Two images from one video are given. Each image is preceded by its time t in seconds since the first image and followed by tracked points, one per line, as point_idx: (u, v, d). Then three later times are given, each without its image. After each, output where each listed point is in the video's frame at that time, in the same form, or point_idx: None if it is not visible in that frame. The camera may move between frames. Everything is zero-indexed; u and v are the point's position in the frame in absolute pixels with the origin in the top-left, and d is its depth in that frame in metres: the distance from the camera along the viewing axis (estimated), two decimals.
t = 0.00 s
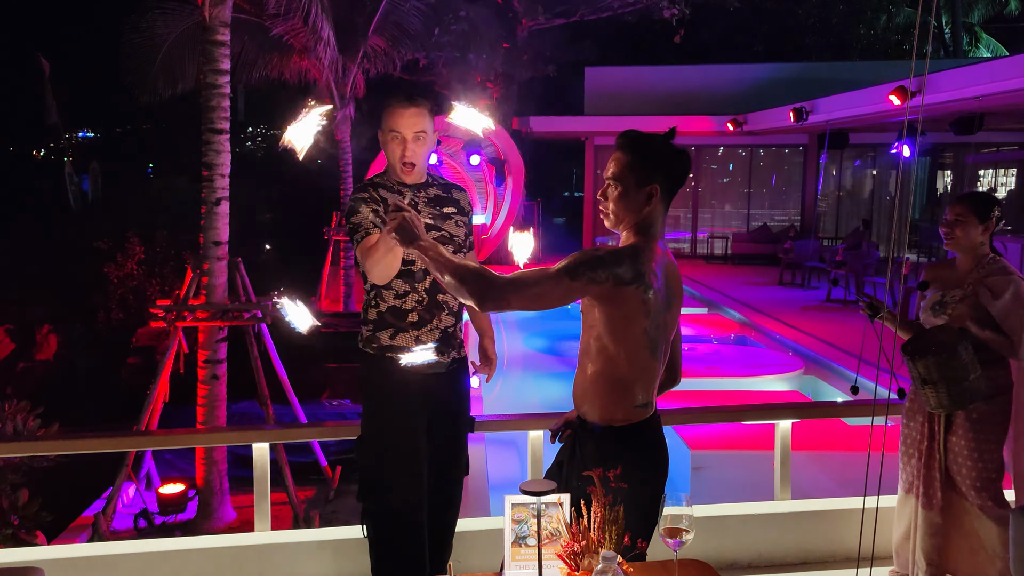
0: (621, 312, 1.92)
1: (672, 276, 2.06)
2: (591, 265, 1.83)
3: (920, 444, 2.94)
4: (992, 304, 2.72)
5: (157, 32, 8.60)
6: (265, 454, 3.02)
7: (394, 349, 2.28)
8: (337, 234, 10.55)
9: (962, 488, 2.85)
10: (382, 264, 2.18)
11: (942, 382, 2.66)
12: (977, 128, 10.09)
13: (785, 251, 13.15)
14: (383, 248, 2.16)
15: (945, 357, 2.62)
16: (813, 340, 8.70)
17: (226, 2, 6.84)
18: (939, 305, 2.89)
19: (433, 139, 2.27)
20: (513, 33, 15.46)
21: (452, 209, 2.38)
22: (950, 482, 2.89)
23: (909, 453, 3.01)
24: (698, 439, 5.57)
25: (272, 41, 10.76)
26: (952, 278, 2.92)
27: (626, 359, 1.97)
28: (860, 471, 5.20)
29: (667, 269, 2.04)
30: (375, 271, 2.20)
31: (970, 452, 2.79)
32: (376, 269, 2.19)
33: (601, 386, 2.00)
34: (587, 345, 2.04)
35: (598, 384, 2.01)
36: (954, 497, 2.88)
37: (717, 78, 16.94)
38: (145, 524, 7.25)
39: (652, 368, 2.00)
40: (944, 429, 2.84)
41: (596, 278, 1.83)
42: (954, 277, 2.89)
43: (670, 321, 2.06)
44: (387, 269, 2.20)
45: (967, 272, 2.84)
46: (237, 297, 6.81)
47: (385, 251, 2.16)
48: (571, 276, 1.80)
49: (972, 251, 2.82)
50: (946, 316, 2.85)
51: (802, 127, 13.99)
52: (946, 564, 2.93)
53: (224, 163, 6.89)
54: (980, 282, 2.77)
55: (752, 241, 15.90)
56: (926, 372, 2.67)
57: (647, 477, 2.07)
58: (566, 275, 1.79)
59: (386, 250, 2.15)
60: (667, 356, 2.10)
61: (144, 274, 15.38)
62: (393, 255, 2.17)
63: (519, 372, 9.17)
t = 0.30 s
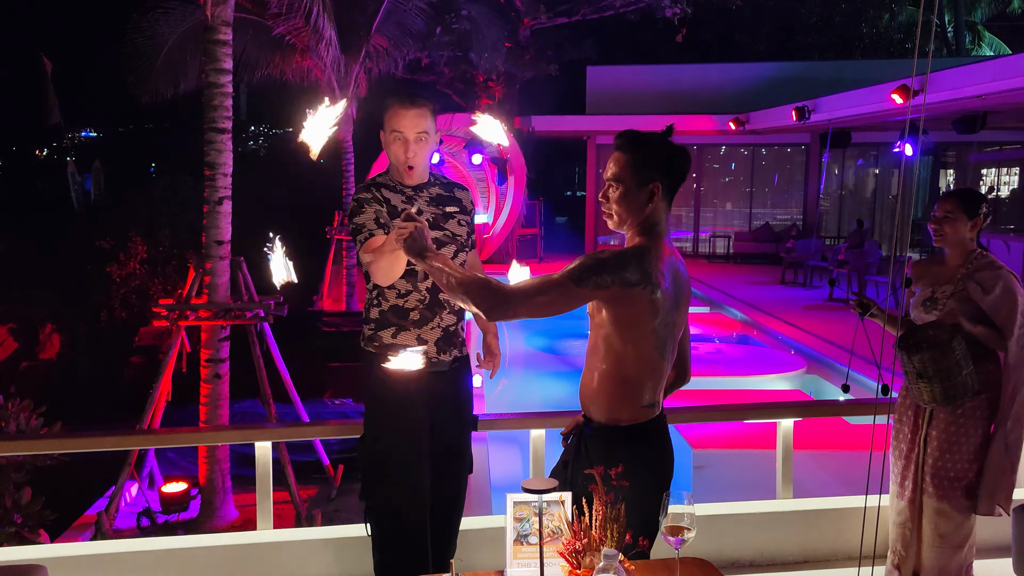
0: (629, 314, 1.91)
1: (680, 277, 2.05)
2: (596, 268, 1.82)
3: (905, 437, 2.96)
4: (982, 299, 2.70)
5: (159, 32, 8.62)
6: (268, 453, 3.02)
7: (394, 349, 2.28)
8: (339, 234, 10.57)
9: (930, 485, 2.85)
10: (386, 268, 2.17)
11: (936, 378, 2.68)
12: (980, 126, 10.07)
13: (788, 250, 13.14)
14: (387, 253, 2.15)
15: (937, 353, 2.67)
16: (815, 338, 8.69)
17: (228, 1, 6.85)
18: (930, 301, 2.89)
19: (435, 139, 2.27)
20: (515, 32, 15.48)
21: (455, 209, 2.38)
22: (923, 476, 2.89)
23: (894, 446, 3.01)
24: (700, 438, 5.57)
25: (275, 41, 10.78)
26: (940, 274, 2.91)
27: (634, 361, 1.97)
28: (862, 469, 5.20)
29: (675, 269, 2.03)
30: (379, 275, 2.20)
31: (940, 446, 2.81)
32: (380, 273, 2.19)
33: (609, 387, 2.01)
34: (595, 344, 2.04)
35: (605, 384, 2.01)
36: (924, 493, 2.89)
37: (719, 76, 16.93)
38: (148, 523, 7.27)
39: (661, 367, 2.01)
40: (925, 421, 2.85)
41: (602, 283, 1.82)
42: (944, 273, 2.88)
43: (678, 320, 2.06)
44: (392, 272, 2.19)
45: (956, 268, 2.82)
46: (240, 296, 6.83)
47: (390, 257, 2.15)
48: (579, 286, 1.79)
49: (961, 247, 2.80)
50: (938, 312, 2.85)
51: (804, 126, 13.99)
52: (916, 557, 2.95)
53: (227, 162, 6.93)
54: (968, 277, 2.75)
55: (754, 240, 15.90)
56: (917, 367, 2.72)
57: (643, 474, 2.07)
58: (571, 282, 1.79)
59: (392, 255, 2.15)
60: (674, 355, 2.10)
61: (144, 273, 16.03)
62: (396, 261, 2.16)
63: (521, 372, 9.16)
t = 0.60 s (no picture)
0: (638, 312, 1.92)
1: (688, 277, 2.06)
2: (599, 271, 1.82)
3: (905, 436, 2.95)
4: (981, 296, 2.70)
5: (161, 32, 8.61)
6: (270, 453, 3.02)
7: (396, 348, 2.29)
8: (340, 234, 10.56)
9: (929, 481, 2.86)
10: (389, 269, 2.17)
11: (937, 375, 2.67)
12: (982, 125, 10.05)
13: (789, 249, 13.12)
14: (390, 253, 2.15)
15: (937, 349, 2.65)
16: (816, 338, 8.69)
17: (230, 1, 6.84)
18: (928, 299, 2.89)
19: (436, 137, 2.27)
20: (516, 32, 15.48)
21: (456, 209, 2.38)
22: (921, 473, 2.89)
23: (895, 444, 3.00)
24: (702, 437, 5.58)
25: (276, 40, 10.77)
26: (943, 272, 2.89)
27: (642, 359, 1.97)
28: (864, 469, 5.20)
29: (682, 269, 2.04)
30: (383, 276, 2.20)
31: (944, 443, 2.81)
32: (383, 274, 2.19)
33: (617, 386, 1.99)
34: (603, 344, 2.04)
35: (615, 383, 2.00)
36: (924, 491, 2.89)
37: (720, 75, 16.90)
38: (150, 522, 7.27)
39: (670, 365, 2.01)
40: (926, 418, 2.84)
41: (609, 285, 1.83)
42: (946, 271, 2.86)
43: (687, 320, 2.06)
44: (395, 272, 2.19)
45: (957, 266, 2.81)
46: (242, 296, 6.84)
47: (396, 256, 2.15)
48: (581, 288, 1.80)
49: (961, 246, 2.80)
50: (937, 309, 2.85)
51: (805, 125, 13.97)
52: (915, 555, 2.93)
53: (229, 162, 6.93)
54: (967, 274, 2.75)
55: (756, 239, 15.89)
56: (915, 363, 2.70)
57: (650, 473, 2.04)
58: (579, 283, 1.80)
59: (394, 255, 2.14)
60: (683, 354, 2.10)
61: (148, 272, 15.74)
62: (400, 261, 2.16)
63: (522, 371, 9.15)
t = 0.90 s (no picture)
0: (657, 308, 1.93)
1: (708, 273, 2.06)
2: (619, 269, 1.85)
3: (909, 437, 2.95)
4: (985, 295, 2.71)
5: (161, 31, 8.59)
6: (271, 451, 3.02)
7: (399, 347, 2.28)
8: (340, 231, 10.56)
9: (934, 481, 2.86)
10: (393, 271, 2.16)
11: (938, 372, 2.67)
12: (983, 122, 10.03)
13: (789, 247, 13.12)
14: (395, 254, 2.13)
15: (939, 347, 2.64)
16: (816, 335, 8.71)
17: None
18: (931, 297, 2.87)
19: (436, 132, 2.29)
20: (516, 30, 15.47)
21: (456, 206, 2.38)
22: (927, 473, 2.89)
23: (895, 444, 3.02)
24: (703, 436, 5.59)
25: (276, 38, 10.78)
26: (941, 270, 2.89)
27: (661, 354, 1.97)
28: (865, 467, 5.20)
29: (702, 266, 2.04)
30: (386, 279, 2.18)
31: (949, 443, 2.81)
32: (386, 277, 2.17)
33: (638, 382, 1.99)
34: (624, 341, 2.05)
35: (635, 379, 2.00)
36: (930, 491, 2.89)
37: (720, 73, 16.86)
38: (151, 521, 7.28)
39: (688, 361, 2.01)
40: (930, 418, 2.84)
41: (628, 282, 1.86)
42: (947, 269, 2.86)
43: (707, 316, 2.07)
44: (399, 274, 2.17)
45: (959, 264, 2.82)
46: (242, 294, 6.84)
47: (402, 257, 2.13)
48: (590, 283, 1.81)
49: (963, 245, 2.81)
50: (939, 308, 2.84)
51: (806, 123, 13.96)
52: (924, 555, 2.93)
53: (229, 159, 6.92)
54: (971, 273, 2.75)
55: (756, 237, 15.88)
56: (914, 362, 2.70)
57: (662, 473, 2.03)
58: (599, 281, 1.82)
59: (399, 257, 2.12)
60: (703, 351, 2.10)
61: (147, 271, 16.08)
62: (405, 262, 2.14)
63: (522, 370, 9.14)
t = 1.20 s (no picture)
0: (678, 301, 1.94)
1: (731, 265, 2.06)
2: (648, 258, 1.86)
3: (907, 433, 2.94)
4: (986, 290, 2.72)
5: (159, 29, 8.56)
6: (269, 450, 3.02)
7: (397, 344, 2.27)
8: (339, 230, 10.55)
9: (935, 477, 2.87)
10: (395, 274, 2.14)
11: (945, 368, 2.63)
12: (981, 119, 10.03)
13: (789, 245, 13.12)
14: (398, 257, 2.11)
15: (948, 343, 2.60)
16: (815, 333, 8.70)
17: None
18: (931, 293, 2.86)
19: (433, 128, 2.29)
20: (515, 27, 15.46)
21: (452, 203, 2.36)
22: (927, 469, 2.89)
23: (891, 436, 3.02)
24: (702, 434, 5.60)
25: (275, 36, 10.78)
26: (943, 267, 2.88)
27: (674, 344, 1.99)
28: (864, 465, 5.19)
29: (724, 256, 2.04)
30: (387, 283, 2.17)
31: (951, 440, 2.81)
32: (385, 280, 2.15)
33: (652, 370, 2.02)
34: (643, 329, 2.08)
35: (651, 366, 2.02)
36: (931, 488, 2.89)
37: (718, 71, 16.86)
38: (150, 519, 7.27)
39: (706, 353, 2.01)
40: (930, 413, 2.83)
41: (657, 275, 1.87)
42: (947, 265, 2.86)
43: (727, 308, 2.07)
44: (400, 278, 2.15)
45: (957, 261, 2.82)
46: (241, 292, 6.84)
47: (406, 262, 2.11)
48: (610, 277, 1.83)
49: (961, 241, 2.81)
50: (939, 303, 2.83)
51: (804, 121, 13.97)
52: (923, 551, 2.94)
53: (228, 157, 6.92)
54: (970, 270, 2.76)
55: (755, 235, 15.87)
56: (921, 356, 2.66)
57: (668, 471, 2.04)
58: (629, 273, 1.84)
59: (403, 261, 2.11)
60: (722, 342, 2.10)
61: (146, 270, 15.38)
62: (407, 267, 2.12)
63: (522, 367, 9.15)
